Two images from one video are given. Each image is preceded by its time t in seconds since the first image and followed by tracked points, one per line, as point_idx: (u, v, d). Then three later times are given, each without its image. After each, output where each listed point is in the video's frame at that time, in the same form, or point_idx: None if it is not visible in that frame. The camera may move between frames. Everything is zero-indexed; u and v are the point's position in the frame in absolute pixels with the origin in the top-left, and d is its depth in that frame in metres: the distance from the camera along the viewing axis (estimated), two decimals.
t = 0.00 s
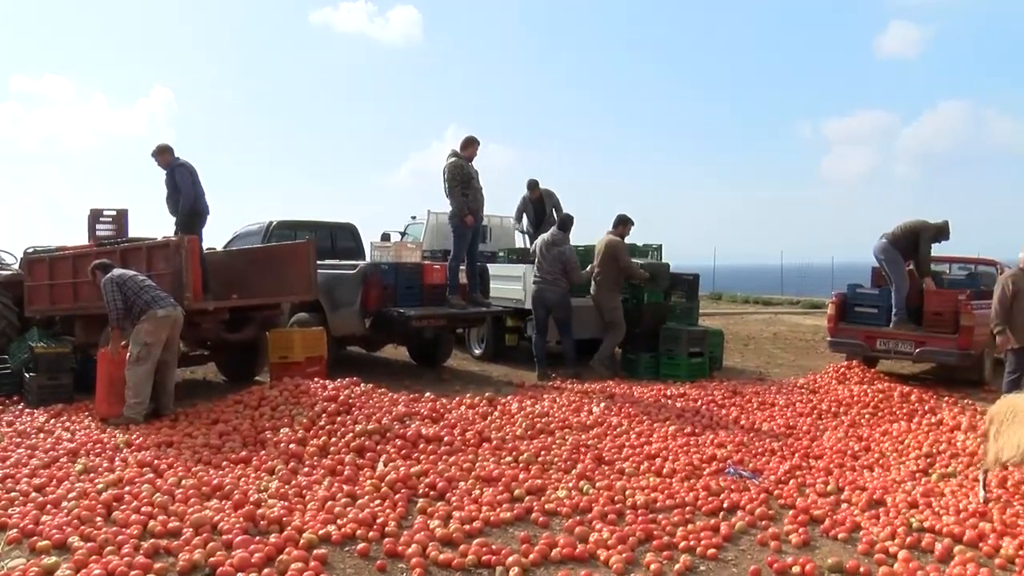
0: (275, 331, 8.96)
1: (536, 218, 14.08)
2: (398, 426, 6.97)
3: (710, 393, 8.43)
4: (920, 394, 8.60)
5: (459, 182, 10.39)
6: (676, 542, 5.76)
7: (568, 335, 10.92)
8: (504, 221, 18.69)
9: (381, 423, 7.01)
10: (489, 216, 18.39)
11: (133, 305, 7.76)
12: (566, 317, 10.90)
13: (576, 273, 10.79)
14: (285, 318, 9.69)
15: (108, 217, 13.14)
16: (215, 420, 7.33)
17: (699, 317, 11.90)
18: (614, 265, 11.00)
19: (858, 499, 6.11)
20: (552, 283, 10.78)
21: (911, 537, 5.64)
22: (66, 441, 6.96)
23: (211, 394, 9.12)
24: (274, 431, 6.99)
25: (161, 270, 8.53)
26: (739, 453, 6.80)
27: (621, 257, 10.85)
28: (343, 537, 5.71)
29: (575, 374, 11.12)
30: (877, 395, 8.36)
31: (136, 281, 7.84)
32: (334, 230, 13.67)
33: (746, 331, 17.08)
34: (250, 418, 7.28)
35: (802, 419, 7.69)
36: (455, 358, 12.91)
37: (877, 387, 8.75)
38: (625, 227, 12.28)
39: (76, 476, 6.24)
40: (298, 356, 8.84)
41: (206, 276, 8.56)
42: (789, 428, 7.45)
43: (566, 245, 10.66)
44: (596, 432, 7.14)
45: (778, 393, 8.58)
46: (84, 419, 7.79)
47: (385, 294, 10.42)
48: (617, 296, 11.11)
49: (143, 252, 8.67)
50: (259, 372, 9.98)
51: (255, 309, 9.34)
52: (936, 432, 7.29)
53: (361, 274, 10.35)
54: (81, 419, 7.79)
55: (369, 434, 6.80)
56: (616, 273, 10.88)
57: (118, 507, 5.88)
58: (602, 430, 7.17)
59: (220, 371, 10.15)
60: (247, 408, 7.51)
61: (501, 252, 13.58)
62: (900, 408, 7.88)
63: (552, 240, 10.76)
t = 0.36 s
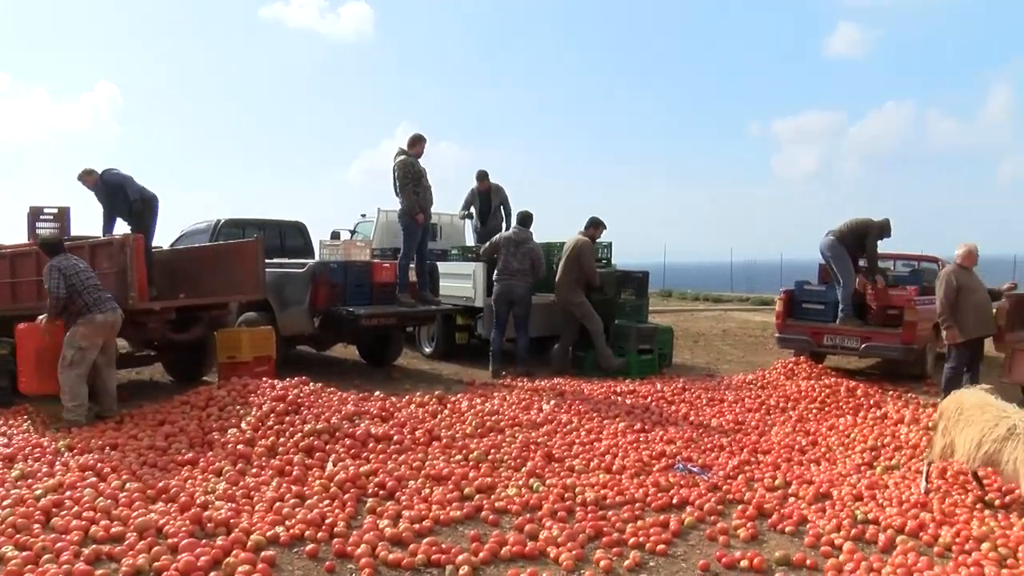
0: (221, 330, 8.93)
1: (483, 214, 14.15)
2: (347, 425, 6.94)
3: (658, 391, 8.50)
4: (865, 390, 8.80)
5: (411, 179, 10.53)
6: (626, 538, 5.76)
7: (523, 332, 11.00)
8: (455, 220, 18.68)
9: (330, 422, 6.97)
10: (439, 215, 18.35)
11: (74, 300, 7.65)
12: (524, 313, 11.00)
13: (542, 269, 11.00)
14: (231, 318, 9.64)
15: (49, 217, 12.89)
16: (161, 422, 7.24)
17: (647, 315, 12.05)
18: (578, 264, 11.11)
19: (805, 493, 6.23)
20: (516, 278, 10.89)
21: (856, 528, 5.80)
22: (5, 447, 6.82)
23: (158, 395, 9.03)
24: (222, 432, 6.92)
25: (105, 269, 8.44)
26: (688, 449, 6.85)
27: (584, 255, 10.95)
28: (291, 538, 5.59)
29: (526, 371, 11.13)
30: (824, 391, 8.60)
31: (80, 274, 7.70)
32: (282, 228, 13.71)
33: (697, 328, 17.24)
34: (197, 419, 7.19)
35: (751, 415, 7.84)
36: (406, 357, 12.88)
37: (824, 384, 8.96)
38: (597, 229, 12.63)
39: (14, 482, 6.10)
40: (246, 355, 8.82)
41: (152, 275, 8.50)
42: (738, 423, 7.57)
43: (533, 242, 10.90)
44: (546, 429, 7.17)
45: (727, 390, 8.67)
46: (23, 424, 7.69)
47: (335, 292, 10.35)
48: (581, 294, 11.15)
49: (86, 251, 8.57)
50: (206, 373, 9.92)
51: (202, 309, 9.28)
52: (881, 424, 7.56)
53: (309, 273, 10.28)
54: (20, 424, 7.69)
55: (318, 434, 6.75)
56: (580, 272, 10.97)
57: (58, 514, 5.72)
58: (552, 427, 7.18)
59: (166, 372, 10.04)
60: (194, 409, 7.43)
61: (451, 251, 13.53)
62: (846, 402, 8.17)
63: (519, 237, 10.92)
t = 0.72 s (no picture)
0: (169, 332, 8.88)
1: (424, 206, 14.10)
2: (297, 427, 6.90)
3: (609, 390, 8.64)
4: (814, 387, 9.06)
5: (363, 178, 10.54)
6: (577, 537, 5.76)
7: (477, 332, 11.08)
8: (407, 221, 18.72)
9: (280, 423, 6.93)
10: (391, 214, 18.41)
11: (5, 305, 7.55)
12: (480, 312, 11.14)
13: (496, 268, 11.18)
14: (179, 318, 9.61)
15: None
16: (106, 425, 7.14)
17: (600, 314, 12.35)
18: (570, 274, 11.19)
19: (754, 490, 6.31)
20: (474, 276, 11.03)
21: (803, 524, 5.89)
22: None
23: (104, 398, 8.92)
24: (169, 435, 6.83)
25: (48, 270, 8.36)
26: (638, 447, 6.92)
27: (581, 265, 11.14)
28: (239, 541, 5.48)
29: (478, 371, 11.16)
30: (774, 389, 8.79)
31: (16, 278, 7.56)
32: (233, 227, 13.76)
33: (649, 326, 17.39)
34: (144, 422, 7.10)
35: (702, 413, 7.96)
36: (358, 357, 12.85)
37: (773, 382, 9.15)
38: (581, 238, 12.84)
39: None
40: (195, 356, 8.77)
41: (96, 276, 8.44)
42: (689, 421, 7.71)
43: (490, 242, 11.04)
44: (496, 428, 7.20)
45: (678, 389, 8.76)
46: None
47: (285, 292, 10.35)
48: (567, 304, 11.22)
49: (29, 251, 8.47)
50: (154, 374, 9.84)
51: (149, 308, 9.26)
52: (828, 422, 7.73)
53: (260, 272, 10.25)
54: None
55: (267, 435, 6.71)
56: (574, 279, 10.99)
57: None
58: (503, 426, 7.21)
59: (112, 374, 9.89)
60: (141, 411, 7.33)
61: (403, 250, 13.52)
62: (795, 400, 8.30)
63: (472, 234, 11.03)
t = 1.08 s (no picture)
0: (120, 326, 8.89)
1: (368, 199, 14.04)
2: (252, 422, 6.88)
3: (565, 382, 8.85)
4: (767, 379, 9.28)
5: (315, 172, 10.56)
6: (532, 530, 5.77)
7: (432, 325, 11.20)
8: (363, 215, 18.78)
9: (234, 419, 6.90)
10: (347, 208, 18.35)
11: None
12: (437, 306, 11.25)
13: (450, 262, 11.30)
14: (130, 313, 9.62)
15: None
16: (55, 423, 7.04)
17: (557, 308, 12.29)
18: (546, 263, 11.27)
19: (708, 481, 6.39)
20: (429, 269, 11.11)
21: (756, 514, 5.95)
22: None
23: (51, 395, 8.83)
24: (120, 432, 6.75)
25: None
26: (593, 441, 7.02)
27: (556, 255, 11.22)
28: (192, 538, 5.38)
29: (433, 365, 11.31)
30: (728, 381, 8.98)
31: None
32: (187, 221, 13.71)
33: (605, 320, 17.54)
34: (94, 420, 7.01)
35: (657, 406, 8.13)
36: (313, 352, 12.84)
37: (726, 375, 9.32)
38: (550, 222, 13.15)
39: None
40: (148, 352, 8.85)
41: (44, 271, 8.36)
42: (644, 415, 7.86)
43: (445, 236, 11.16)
44: (452, 423, 7.25)
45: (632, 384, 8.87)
46: None
47: (238, 287, 10.35)
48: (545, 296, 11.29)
49: None
50: (105, 371, 9.77)
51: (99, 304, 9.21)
52: (782, 414, 7.90)
53: (213, 266, 10.22)
54: None
55: (221, 431, 6.67)
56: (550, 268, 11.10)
57: None
58: (459, 421, 7.26)
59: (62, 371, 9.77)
60: (90, 408, 7.24)
61: (358, 243, 13.49)
62: (749, 392, 8.52)
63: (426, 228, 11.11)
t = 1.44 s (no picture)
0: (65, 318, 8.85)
1: (323, 187, 13.95)
2: (203, 415, 6.81)
3: (518, 373, 8.92)
4: (720, 370, 9.39)
5: (268, 163, 10.52)
6: (485, 521, 5.75)
7: (387, 317, 11.32)
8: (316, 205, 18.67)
9: (183, 411, 6.83)
10: (299, 198, 18.22)
11: None
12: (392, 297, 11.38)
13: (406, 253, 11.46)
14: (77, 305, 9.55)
15: None
16: None
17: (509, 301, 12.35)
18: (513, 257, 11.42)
19: (661, 472, 6.45)
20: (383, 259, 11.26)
21: (708, 504, 6.00)
22: None
23: None
24: (66, 426, 6.63)
25: None
26: (547, 432, 7.06)
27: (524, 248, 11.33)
28: (140, 533, 5.24)
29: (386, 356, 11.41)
30: (681, 372, 9.09)
31: None
32: (137, 212, 13.56)
33: (560, 312, 17.66)
34: (38, 414, 6.88)
35: (610, 397, 8.23)
36: (265, 344, 12.78)
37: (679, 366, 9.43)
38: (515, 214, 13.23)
39: None
40: (96, 344, 8.87)
41: None
42: (597, 406, 7.95)
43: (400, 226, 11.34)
44: (405, 414, 7.27)
45: (585, 376, 8.94)
46: None
47: (190, 277, 10.25)
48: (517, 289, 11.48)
49: None
50: (52, 364, 9.62)
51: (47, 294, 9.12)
52: (734, 405, 8.02)
53: (164, 256, 10.07)
54: None
55: (171, 424, 6.60)
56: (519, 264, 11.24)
57: None
58: (412, 413, 7.28)
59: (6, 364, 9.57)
60: (35, 402, 7.11)
61: (312, 234, 13.42)
62: (702, 383, 8.65)
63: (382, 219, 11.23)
